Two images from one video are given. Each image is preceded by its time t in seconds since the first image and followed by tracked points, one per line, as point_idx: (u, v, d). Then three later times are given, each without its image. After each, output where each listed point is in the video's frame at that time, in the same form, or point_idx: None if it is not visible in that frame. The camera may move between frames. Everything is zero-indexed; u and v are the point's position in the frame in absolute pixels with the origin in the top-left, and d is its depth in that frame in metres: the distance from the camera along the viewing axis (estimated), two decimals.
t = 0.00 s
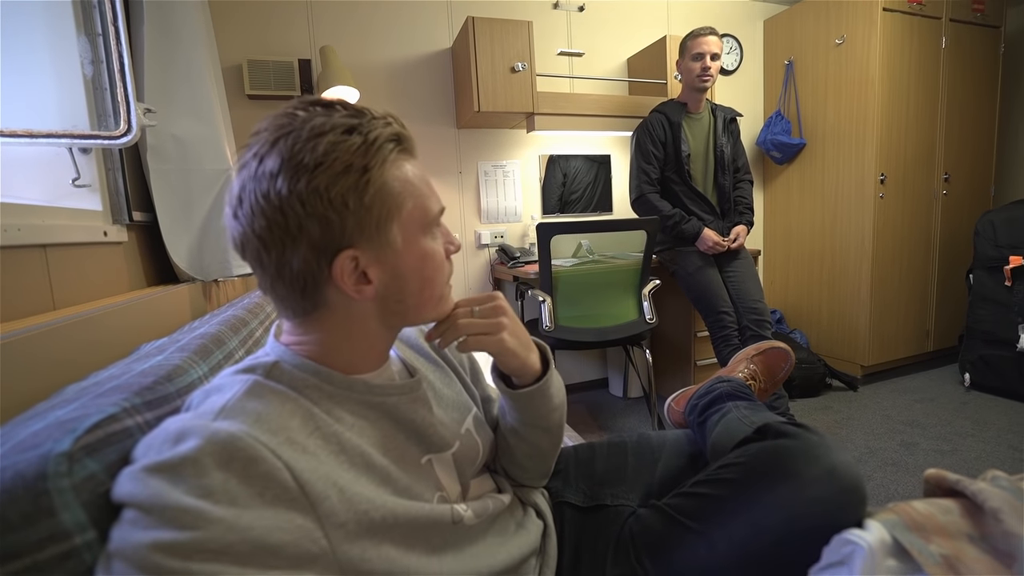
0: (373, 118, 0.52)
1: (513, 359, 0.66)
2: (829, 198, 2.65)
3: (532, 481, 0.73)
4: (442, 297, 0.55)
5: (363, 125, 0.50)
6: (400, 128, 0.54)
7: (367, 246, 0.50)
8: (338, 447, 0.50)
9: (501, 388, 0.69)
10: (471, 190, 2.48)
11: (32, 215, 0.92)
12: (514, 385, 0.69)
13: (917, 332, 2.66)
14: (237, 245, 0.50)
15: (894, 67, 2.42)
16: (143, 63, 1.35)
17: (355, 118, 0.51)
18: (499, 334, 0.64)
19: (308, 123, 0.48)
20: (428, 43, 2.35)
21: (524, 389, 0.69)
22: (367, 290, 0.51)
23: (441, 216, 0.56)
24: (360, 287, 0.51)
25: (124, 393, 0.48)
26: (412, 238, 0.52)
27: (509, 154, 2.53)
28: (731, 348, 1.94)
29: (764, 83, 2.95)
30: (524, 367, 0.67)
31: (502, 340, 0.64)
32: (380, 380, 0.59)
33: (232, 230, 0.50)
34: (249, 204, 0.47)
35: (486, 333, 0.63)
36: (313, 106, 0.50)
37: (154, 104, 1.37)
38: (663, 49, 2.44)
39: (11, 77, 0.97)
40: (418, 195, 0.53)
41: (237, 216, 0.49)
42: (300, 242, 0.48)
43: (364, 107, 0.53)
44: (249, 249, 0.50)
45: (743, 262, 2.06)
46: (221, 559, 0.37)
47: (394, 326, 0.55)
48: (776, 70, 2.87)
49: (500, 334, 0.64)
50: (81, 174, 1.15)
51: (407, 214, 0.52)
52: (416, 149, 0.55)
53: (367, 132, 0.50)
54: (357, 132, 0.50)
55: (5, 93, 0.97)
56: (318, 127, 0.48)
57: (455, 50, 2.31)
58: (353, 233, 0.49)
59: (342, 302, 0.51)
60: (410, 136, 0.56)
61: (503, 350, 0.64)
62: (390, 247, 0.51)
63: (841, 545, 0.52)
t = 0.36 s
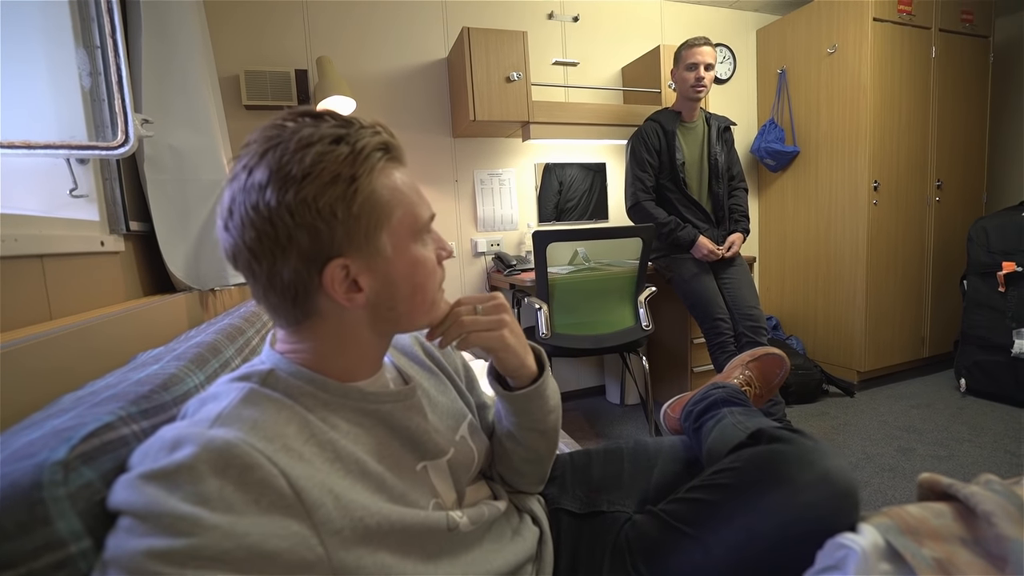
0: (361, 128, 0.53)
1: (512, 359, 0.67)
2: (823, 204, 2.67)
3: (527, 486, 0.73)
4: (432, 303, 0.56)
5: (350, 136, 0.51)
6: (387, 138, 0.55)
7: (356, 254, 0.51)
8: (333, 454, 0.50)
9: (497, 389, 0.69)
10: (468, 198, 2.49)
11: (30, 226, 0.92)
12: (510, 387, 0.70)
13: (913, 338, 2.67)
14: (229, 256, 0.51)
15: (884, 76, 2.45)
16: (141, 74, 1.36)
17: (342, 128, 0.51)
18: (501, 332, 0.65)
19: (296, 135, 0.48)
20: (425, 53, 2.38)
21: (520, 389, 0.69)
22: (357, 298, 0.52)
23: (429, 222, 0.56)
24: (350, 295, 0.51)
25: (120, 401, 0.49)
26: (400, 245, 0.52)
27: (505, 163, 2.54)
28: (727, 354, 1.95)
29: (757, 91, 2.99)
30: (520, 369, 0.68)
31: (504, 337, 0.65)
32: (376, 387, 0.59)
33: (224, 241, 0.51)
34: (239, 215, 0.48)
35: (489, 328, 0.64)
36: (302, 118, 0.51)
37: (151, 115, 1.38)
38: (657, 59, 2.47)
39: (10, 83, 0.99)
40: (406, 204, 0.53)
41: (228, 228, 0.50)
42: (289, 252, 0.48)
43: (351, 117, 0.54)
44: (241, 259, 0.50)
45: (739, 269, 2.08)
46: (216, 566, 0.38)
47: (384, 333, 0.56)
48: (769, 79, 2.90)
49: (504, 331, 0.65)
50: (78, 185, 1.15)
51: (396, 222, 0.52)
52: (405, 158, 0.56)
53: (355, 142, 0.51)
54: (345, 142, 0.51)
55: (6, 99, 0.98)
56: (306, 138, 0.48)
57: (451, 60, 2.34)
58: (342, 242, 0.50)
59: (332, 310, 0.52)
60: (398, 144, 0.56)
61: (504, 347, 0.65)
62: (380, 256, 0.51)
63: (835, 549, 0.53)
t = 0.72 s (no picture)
0: (363, 126, 0.52)
1: (513, 357, 0.66)
2: (826, 198, 2.65)
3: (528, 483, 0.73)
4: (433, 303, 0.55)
5: (351, 134, 0.50)
6: (390, 135, 0.54)
7: (355, 254, 0.50)
8: (331, 453, 0.50)
9: (497, 387, 0.69)
10: (468, 195, 2.49)
11: (28, 226, 0.92)
12: (509, 386, 0.69)
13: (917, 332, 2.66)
14: (228, 254, 0.51)
15: (888, 68, 2.43)
16: (139, 73, 1.35)
17: (343, 126, 0.51)
18: (505, 329, 0.64)
19: (295, 132, 0.48)
20: (423, 49, 2.37)
21: (520, 388, 0.68)
22: (356, 298, 0.51)
23: (431, 222, 0.55)
24: (349, 295, 0.51)
25: (117, 401, 0.48)
26: (400, 245, 0.52)
27: (505, 159, 2.53)
28: (730, 350, 1.94)
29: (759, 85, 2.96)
30: (522, 367, 0.67)
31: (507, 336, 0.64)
32: (375, 385, 0.59)
33: (223, 239, 0.51)
34: (237, 213, 0.48)
35: (493, 325, 0.63)
36: (303, 115, 0.51)
37: (150, 115, 1.37)
38: (657, 53, 2.46)
39: (10, 85, 0.99)
40: (407, 203, 0.53)
41: (227, 226, 0.49)
42: (287, 251, 0.48)
43: (354, 115, 0.53)
44: (240, 258, 0.50)
45: (741, 264, 2.07)
46: (213, 567, 0.37)
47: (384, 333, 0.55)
48: (771, 72, 2.88)
49: (507, 329, 0.64)
50: (76, 185, 1.14)
51: (396, 221, 0.52)
52: (407, 156, 0.55)
53: (356, 140, 0.50)
54: (345, 140, 0.50)
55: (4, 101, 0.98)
56: (305, 136, 0.48)
57: (449, 56, 2.32)
58: (340, 242, 0.49)
59: (331, 309, 0.51)
60: (401, 142, 0.55)
61: (507, 344, 0.65)
62: (379, 256, 0.51)
63: (837, 547, 0.52)
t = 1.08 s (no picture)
0: (367, 125, 0.52)
1: (517, 353, 0.66)
2: (830, 199, 2.65)
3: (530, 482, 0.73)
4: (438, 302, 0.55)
5: (355, 133, 0.50)
6: (395, 134, 0.54)
7: (360, 253, 0.50)
8: (335, 451, 0.50)
9: (500, 384, 0.69)
10: (471, 194, 2.49)
11: (33, 222, 0.92)
12: (513, 382, 0.70)
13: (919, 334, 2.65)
14: (233, 252, 0.51)
15: (893, 69, 2.42)
16: (144, 70, 1.35)
17: (348, 125, 0.51)
18: (508, 326, 0.64)
19: (300, 131, 0.48)
20: (427, 48, 2.37)
21: (523, 385, 0.69)
22: (362, 296, 0.51)
23: (436, 221, 0.55)
24: (354, 293, 0.51)
25: (122, 398, 0.49)
26: (404, 244, 0.52)
27: (508, 158, 2.53)
28: (732, 350, 1.94)
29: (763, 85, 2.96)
30: (525, 364, 0.68)
31: (511, 332, 0.65)
32: (379, 383, 0.59)
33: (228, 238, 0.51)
34: (243, 213, 0.48)
35: (496, 323, 0.63)
36: (308, 113, 0.51)
37: (154, 112, 1.37)
38: (661, 52, 2.45)
39: (13, 82, 0.97)
40: (411, 203, 0.53)
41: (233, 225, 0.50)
42: (292, 250, 0.48)
43: (359, 114, 0.53)
44: (245, 257, 0.50)
45: (744, 264, 2.07)
46: (218, 564, 0.37)
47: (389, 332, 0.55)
48: (775, 72, 2.88)
49: (511, 326, 0.64)
50: (81, 181, 1.15)
51: (401, 221, 0.52)
52: (412, 155, 0.55)
53: (360, 139, 0.50)
54: (350, 139, 0.50)
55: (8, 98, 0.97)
56: (310, 135, 0.48)
57: (453, 54, 2.32)
58: (345, 241, 0.49)
59: (337, 308, 0.52)
60: (406, 141, 0.55)
61: (512, 340, 0.65)
62: (383, 254, 0.51)
63: (840, 548, 0.52)
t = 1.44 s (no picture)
0: (348, 121, 0.52)
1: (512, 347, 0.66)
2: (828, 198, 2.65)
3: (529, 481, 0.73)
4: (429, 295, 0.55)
5: (335, 130, 0.50)
6: (374, 130, 0.54)
7: (347, 249, 0.50)
8: (332, 451, 0.50)
9: (497, 378, 0.69)
10: (469, 193, 2.48)
11: (28, 222, 0.91)
12: (509, 376, 0.69)
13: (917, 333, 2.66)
14: (222, 256, 0.51)
15: (890, 69, 2.42)
16: (139, 69, 1.35)
17: (328, 122, 0.50)
18: (504, 319, 0.65)
19: (280, 131, 0.48)
20: (425, 48, 2.36)
21: (520, 379, 0.68)
22: (352, 292, 0.51)
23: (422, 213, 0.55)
24: (344, 289, 0.51)
25: (117, 399, 0.48)
26: (391, 237, 0.52)
27: (507, 158, 2.53)
28: (730, 350, 1.94)
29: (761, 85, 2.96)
30: (520, 358, 0.68)
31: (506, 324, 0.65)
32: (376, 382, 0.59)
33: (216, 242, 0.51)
34: (228, 216, 0.48)
35: (490, 316, 0.63)
36: (287, 113, 0.50)
37: (149, 111, 1.37)
38: (660, 52, 2.45)
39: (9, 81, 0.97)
40: (395, 196, 0.52)
41: (220, 229, 0.49)
42: (279, 250, 0.48)
43: (336, 111, 0.53)
44: (234, 260, 0.50)
45: (742, 264, 2.07)
46: (213, 566, 0.37)
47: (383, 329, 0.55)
48: (773, 72, 2.88)
49: (507, 319, 0.65)
50: (76, 181, 1.14)
51: (385, 214, 0.51)
52: (395, 149, 0.55)
53: (340, 135, 0.50)
54: (330, 136, 0.50)
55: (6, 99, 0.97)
56: (289, 134, 0.47)
57: (452, 54, 2.32)
58: (331, 238, 0.49)
59: (328, 306, 0.51)
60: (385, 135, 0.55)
61: (506, 334, 0.65)
62: (371, 249, 0.51)
63: (839, 549, 0.52)
